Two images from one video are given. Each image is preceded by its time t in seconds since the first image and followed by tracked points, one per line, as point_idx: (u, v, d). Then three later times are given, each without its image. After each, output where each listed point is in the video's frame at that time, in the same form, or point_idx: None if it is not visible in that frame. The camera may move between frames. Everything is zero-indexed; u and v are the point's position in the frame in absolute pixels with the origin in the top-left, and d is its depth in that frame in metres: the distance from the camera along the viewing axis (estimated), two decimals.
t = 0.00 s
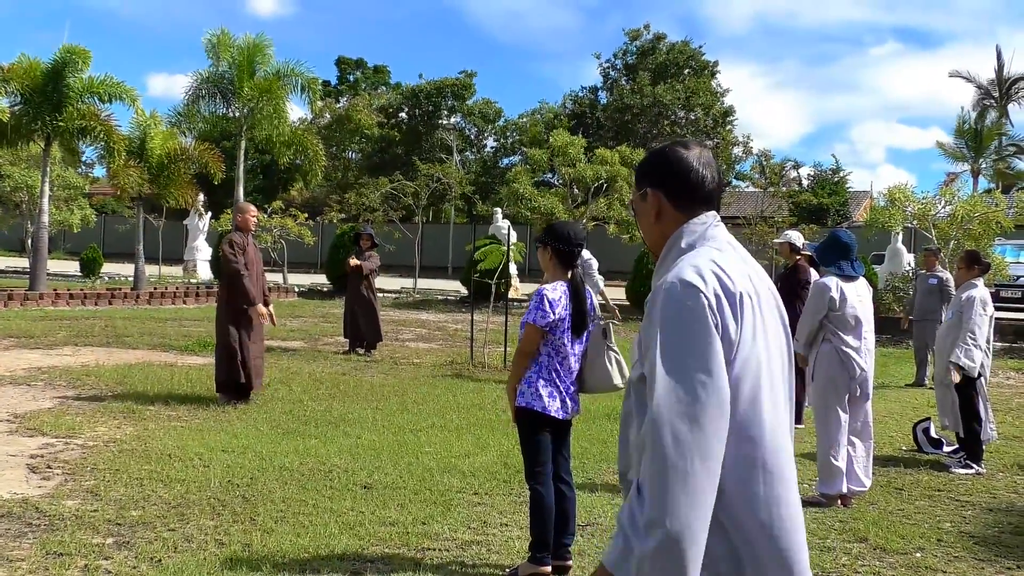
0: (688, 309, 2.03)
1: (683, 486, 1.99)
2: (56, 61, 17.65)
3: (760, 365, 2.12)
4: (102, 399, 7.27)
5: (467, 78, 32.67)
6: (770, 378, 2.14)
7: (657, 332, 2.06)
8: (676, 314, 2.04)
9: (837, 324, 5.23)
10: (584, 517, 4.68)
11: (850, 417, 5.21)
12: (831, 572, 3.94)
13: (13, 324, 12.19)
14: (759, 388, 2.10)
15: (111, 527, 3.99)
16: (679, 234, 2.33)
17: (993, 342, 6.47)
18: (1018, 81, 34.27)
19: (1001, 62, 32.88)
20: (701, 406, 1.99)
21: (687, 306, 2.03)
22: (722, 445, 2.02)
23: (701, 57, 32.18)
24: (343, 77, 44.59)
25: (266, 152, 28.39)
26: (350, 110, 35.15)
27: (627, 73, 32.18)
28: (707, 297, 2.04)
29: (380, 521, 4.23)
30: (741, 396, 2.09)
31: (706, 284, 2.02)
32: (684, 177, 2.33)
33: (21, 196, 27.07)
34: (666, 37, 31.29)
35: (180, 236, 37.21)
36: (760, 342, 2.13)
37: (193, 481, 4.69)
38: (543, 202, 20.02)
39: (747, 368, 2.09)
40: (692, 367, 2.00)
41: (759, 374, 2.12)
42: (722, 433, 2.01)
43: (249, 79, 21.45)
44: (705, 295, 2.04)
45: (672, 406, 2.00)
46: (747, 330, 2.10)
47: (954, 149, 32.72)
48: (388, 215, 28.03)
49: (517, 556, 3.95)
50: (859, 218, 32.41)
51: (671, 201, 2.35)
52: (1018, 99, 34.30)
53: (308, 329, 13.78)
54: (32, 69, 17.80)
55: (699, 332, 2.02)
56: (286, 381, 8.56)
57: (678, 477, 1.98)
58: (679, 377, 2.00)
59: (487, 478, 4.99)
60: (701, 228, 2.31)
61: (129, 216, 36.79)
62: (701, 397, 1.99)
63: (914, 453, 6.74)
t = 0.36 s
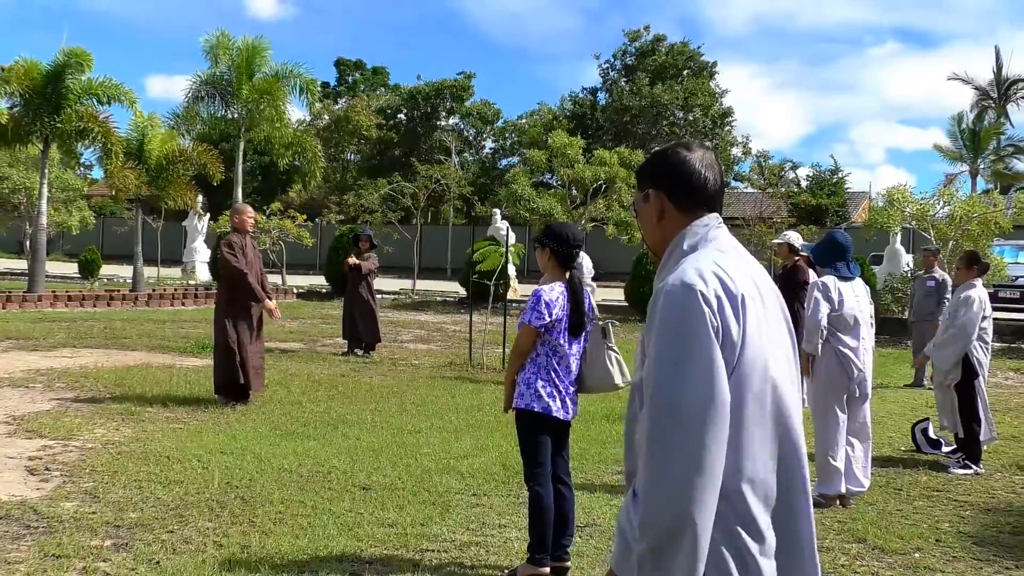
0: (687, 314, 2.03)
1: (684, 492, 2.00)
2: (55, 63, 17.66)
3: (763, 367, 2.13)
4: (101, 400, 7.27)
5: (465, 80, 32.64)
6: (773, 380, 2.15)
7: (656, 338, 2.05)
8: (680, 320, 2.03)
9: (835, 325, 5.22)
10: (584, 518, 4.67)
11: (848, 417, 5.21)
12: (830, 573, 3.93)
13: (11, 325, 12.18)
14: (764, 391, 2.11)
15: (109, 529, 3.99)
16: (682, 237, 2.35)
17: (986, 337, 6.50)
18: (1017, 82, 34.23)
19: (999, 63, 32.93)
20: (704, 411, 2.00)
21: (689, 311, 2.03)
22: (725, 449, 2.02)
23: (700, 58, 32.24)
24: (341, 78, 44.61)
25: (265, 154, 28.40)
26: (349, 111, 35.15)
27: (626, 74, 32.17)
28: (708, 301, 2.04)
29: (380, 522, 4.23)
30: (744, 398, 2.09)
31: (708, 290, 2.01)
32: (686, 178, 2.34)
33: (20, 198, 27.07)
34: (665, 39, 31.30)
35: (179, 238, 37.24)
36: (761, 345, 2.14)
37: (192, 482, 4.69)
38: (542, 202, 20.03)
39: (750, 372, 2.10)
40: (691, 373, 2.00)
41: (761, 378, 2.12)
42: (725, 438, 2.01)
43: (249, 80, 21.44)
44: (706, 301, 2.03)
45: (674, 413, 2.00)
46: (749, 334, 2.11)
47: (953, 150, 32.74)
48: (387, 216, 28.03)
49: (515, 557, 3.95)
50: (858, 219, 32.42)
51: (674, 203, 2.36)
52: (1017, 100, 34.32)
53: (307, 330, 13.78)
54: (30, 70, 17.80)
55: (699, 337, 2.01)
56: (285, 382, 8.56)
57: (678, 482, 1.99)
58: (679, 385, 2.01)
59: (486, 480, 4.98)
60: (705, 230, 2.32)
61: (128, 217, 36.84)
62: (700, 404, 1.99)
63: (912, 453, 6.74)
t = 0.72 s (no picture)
0: (667, 320, 2.04)
1: (653, 492, 2.05)
2: (42, 62, 17.57)
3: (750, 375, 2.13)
4: (86, 401, 7.24)
5: (453, 80, 32.64)
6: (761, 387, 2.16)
7: (636, 342, 2.08)
8: (661, 325, 2.05)
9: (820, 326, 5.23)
10: (569, 519, 4.66)
11: (833, 417, 5.22)
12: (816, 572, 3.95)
13: None
14: (749, 399, 2.12)
15: (93, 530, 3.98)
16: (670, 238, 2.36)
17: (969, 336, 6.51)
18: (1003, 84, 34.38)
19: (984, 65, 33.06)
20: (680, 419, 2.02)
21: (671, 317, 2.04)
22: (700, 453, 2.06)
23: (688, 60, 32.31)
24: (328, 78, 44.57)
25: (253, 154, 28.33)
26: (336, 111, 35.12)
27: (614, 74, 32.21)
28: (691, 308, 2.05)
29: (365, 523, 4.22)
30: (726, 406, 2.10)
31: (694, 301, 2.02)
32: (673, 180, 2.36)
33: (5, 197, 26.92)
34: (653, 40, 31.36)
35: (166, 238, 37.10)
36: (748, 353, 2.14)
37: (177, 483, 4.68)
38: (529, 203, 20.04)
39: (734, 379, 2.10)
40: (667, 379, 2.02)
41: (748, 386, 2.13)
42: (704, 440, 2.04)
43: (236, 80, 21.42)
44: (691, 309, 2.04)
45: (648, 416, 2.05)
46: (736, 341, 2.11)
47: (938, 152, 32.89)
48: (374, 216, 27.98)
49: (501, 558, 3.94)
50: (844, 220, 32.54)
51: (660, 204, 2.38)
52: (1002, 103, 34.50)
53: (294, 330, 13.76)
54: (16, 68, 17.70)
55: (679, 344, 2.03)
56: (272, 382, 8.55)
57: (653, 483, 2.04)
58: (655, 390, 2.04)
59: (471, 480, 4.98)
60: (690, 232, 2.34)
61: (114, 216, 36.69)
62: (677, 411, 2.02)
63: (897, 454, 6.75)
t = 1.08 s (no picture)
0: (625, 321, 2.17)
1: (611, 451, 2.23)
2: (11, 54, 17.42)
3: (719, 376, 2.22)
4: (57, 398, 7.19)
5: (428, 76, 32.60)
6: (730, 389, 2.25)
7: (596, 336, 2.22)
8: (623, 326, 2.17)
9: (792, 321, 5.27)
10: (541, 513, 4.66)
11: (806, 412, 5.26)
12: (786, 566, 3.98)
13: None
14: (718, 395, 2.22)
15: (63, 528, 3.95)
16: (646, 230, 2.43)
17: (942, 331, 6.55)
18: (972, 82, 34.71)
19: (955, 63, 33.35)
20: (630, 412, 2.19)
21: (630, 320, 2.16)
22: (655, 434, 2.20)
23: (662, 56, 32.41)
24: (303, 73, 44.40)
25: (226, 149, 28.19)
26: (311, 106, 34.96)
27: (590, 70, 32.27)
28: (654, 313, 2.14)
29: (338, 518, 4.21)
30: (691, 406, 2.20)
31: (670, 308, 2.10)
32: (650, 176, 2.43)
33: None
34: (628, 36, 31.45)
35: (141, 233, 36.82)
36: (722, 353, 2.22)
37: (149, 480, 4.65)
38: (504, 199, 20.05)
39: (701, 381, 2.20)
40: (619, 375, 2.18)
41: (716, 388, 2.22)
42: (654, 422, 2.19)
43: (208, 75, 21.34)
44: (661, 313, 2.13)
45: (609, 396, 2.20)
46: (706, 344, 2.19)
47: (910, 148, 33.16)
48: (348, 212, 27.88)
49: (475, 553, 3.95)
50: (818, 216, 32.76)
51: (637, 199, 2.45)
52: (972, 100, 34.82)
53: (267, 326, 13.72)
54: None
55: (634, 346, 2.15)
56: (245, 378, 8.51)
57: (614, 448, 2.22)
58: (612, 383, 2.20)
59: (445, 475, 4.98)
60: (666, 225, 2.40)
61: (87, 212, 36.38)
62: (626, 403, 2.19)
63: (869, 448, 6.80)
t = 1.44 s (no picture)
0: (594, 309, 2.22)
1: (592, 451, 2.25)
2: None
3: (694, 372, 2.24)
4: (32, 396, 7.14)
5: (407, 72, 32.53)
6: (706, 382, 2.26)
7: (565, 325, 2.28)
8: (591, 316, 2.23)
9: (771, 316, 5.29)
10: (520, 509, 4.65)
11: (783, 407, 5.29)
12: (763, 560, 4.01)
13: None
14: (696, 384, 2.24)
15: (38, 527, 3.93)
16: (626, 225, 2.44)
17: (920, 330, 6.63)
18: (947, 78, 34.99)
19: (930, 59, 33.58)
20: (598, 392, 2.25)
21: (599, 311, 2.21)
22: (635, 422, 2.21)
23: (640, 52, 32.45)
24: (280, 69, 44.24)
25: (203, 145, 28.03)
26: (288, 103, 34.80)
27: (567, 66, 32.28)
28: (622, 305, 2.20)
29: (316, 516, 4.21)
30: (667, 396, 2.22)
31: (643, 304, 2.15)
32: (630, 171, 2.43)
33: None
34: (605, 32, 31.49)
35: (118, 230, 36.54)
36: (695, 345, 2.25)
37: (125, 478, 4.64)
38: (482, 195, 20.03)
39: (675, 376, 2.21)
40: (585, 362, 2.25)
41: (692, 382, 2.24)
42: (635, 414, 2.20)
43: (185, 71, 21.22)
44: (632, 305, 2.18)
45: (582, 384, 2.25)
46: (679, 334, 2.22)
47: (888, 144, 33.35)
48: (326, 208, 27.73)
49: (453, 549, 3.96)
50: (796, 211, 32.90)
51: (616, 194, 2.45)
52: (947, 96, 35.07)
53: (245, 323, 13.66)
54: None
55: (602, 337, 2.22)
56: (222, 375, 8.49)
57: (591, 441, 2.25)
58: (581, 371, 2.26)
59: (423, 471, 4.99)
60: (646, 222, 2.41)
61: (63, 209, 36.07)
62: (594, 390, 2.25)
63: (845, 442, 6.83)
